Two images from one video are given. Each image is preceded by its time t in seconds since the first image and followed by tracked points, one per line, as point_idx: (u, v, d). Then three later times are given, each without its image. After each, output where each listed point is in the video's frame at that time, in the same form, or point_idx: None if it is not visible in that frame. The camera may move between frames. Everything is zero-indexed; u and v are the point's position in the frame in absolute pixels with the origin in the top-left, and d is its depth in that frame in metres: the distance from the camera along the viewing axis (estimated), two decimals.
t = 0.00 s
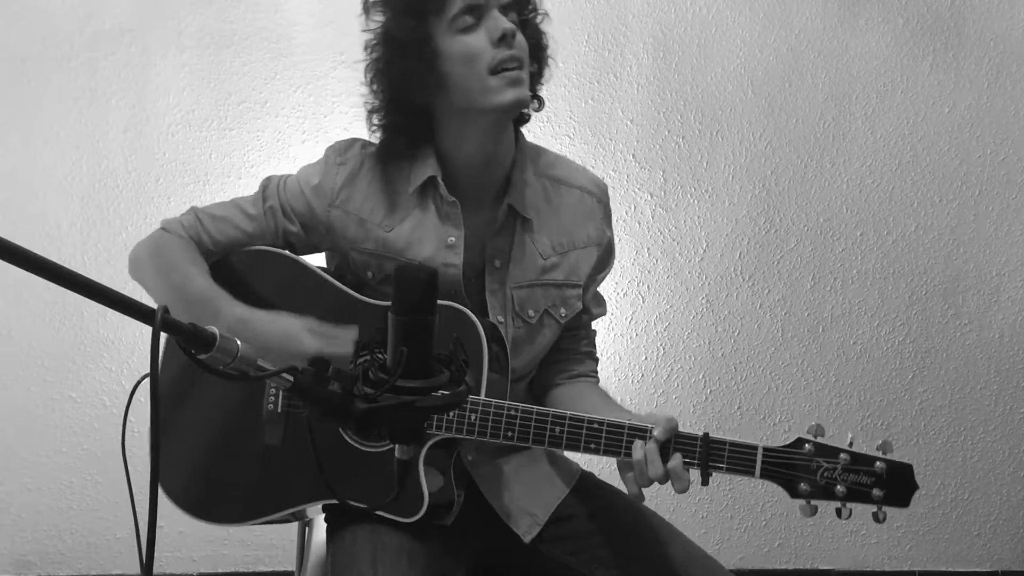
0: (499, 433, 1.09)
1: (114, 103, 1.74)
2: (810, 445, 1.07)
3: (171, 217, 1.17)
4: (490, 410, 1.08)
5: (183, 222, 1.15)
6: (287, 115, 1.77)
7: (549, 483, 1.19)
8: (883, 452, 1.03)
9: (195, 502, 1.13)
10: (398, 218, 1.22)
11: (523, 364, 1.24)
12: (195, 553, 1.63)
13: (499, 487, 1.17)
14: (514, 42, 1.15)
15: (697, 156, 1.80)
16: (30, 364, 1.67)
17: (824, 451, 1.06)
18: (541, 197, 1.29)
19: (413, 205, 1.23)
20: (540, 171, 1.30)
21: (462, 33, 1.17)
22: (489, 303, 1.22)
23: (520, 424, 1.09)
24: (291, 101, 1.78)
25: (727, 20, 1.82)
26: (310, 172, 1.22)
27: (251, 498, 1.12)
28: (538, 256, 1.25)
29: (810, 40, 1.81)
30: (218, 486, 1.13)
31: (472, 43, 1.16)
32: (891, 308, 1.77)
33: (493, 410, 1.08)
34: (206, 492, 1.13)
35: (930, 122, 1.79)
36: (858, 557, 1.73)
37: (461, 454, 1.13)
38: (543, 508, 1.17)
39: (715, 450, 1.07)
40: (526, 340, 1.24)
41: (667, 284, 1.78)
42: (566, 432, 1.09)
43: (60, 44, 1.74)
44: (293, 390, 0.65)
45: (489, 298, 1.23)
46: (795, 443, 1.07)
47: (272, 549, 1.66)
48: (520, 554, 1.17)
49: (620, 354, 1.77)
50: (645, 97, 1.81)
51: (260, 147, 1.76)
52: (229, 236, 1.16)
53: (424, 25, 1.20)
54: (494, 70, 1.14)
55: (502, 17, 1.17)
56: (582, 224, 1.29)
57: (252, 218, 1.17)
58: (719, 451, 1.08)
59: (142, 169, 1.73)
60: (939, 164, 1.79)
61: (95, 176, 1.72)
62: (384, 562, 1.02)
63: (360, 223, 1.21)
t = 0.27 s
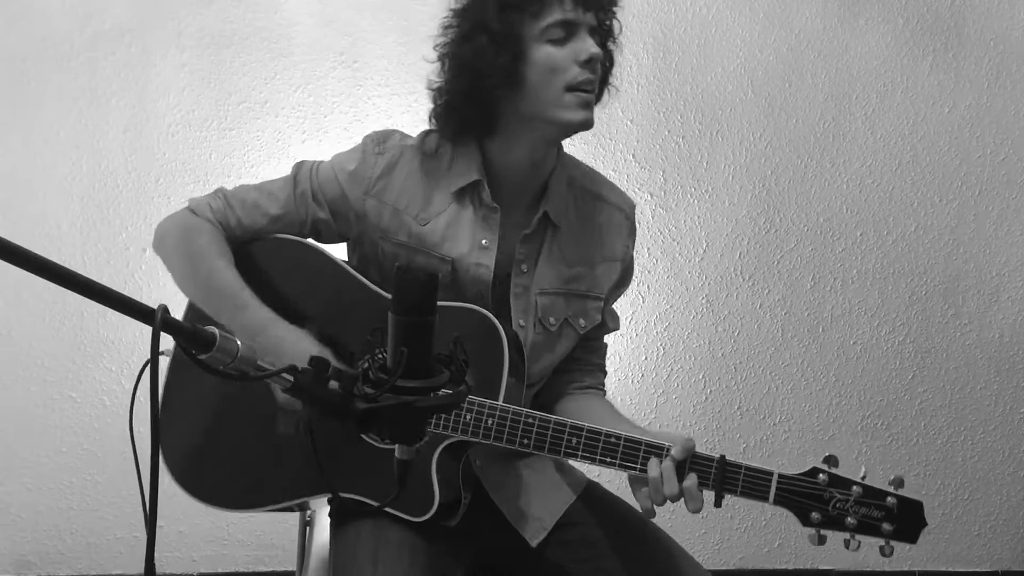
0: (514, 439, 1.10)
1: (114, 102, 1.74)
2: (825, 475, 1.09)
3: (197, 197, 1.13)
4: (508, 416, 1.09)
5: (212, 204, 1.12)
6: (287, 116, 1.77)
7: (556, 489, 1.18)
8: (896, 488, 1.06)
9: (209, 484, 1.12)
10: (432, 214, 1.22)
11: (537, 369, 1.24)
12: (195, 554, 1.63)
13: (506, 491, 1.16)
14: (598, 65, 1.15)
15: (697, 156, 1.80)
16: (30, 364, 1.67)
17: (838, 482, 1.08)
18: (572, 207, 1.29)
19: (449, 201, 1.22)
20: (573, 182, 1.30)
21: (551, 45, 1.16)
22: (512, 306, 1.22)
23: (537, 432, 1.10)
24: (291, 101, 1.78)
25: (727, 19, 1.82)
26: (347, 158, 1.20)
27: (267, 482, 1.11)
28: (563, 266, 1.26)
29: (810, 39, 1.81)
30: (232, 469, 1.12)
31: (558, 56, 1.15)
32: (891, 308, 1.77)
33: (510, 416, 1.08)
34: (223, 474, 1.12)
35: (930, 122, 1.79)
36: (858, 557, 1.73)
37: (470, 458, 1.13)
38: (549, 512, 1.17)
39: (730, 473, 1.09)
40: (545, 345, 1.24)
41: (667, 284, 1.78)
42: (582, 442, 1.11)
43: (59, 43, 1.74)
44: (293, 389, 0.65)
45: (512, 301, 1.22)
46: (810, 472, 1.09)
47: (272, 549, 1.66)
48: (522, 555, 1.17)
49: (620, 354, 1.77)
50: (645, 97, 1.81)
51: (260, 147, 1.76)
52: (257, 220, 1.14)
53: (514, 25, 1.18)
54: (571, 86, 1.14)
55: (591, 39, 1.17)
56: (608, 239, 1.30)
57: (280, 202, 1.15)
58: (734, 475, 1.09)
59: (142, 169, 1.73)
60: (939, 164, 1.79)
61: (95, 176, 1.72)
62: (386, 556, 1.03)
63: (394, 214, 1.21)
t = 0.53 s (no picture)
0: (530, 443, 1.09)
1: (114, 102, 1.74)
2: (839, 491, 1.09)
3: (208, 184, 1.10)
4: (526, 421, 1.08)
5: (224, 193, 1.09)
6: (287, 115, 1.77)
7: (560, 490, 1.19)
8: (909, 505, 1.06)
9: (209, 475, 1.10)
10: (452, 213, 1.20)
11: (547, 369, 1.24)
12: (195, 554, 1.63)
13: (511, 491, 1.16)
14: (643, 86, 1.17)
15: (697, 156, 1.80)
16: (30, 364, 1.67)
17: (851, 498, 1.09)
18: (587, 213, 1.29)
19: (470, 200, 1.20)
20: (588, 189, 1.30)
21: (603, 58, 1.17)
22: (526, 308, 1.21)
23: (553, 438, 1.09)
24: (291, 101, 1.78)
25: (727, 19, 1.82)
26: (367, 153, 1.18)
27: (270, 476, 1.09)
28: (576, 270, 1.25)
29: (809, 39, 1.81)
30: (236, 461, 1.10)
31: (606, 70, 1.16)
32: (891, 308, 1.77)
33: (527, 421, 1.08)
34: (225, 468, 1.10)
35: (930, 122, 1.79)
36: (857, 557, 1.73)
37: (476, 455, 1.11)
38: (554, 514, 1.18)
39: (746, 487, 1.09)
40: (556, 348, 1.24)
41: (667, 284, 1.78)
42: (598, 451, 1.10)
43: (59, 43, 1.74)
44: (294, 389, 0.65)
45: (526, 302, 1.22)
46: (824, 487, 1.09)
47: (272, 550, 1.66)
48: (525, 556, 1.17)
49: (620, 354, 1.77)
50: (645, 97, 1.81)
51: (260, 147, 1.76)
52: (271, 213, 1.11)
53: (572, 32, 1.18)
54: (616, 100, 1.16)
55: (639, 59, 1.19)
56: (620, 246, 1.30)
57: (298, 197, 1.12)
58: (749, 487, 1.09)
59: (142, 169, 1.73)
60: (939, 164, 1.79)
61: (95, 175, 1.72)
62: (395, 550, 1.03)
63: (411, 211, 1.18)
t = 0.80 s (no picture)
0: (532, 446, 1.09)
1: (114, 102, 1.74)
2: (838, 485, 1.08)
3: (193, 194, 1.09)
4: (526, 424, 1.08)
5: (211, 202, 1.08)
6: (287, 115, 1.77)
7: (559, 489, 1.19)
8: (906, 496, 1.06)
9: (181, 466, 1.09)
10: (440, 218, 1.19)
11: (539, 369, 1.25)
12: (195, 554, 1.63)
13: (511, 492, 1.16)
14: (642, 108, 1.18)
15: (697, 156, 1.80)
16: (30, 364, 1.66)
17: (850, 491, 1.08)
18: (573, 212, 1.29)
19: (457, 204, 1.20)
20: (574, 186, 1.29)
21: (609, 78, 1.17)
22: (518, 310, 1.21)
23: (554, 440, 1.09)
24: (291, 101, 1.78)
25: (727, 19, 1.82)
26: (351, 157, 1.16)
27: (246, 472, 1.09)
28: (565, 269, 1.26)
29: (809, 39, 1.81)
30: (211, 456, 1.09)
31: (608, 92, 1.17)
32: (891, 308, 1.77)
33: (527, 425, 1.07)
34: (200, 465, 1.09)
35: (930, 122, 1.79)
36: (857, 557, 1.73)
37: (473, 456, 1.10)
38: (553, 513, 1.17)
39: (747, 484, 1.08)
40: (548, 348, 1.25)
41: (667, 284, 1.78)
42: (600, 453, 1.09)
43: (60, 43, 1.74)
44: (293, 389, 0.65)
45: (518, 306, 1.22)
46: (824, 482, 1.08)
47: (272, 550, 1.66)
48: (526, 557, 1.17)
49: (620, 354, 1.77)
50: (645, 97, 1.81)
51: (260, 147, 1.76)
52: (260, 220, 1.10)
53: (584, 50, 1.15)
54: (614, 123, 1.17)
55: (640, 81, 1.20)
56: (607, 244, 1.31)
57: (284, 203, 1.10)
58: (750, 484, 1.08)
59: (142, 169, 1.73)
60: (939, 164, 1.79)
61: (95, 175, 1.72)
62: (396, 558, 1.03)
63: (399, 216, 1.17)
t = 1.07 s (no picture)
0: (516, 438, 1.10)
1: (114, 102, 1.74)
2: (825, 438, 1.07)
3: (154, 228, 1.12)
4: (508, 417, 1.09)
5: (170, 233, 1.11)
6: (287, 115, 1.77)
7: (554, 486, 1.19)
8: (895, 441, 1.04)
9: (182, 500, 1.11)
10: (403, 223, 1.20)
11: (524, 365, 1.25)
12: (195, 554, 1.63)
13: (505, 490, 1.16)
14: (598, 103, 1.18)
15: (697, 156, 1.80)
16: (30, 364, 1.67)
17: (838, 444, 1.07)
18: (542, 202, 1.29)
19: (418, 210, 1.20)
20: (539, 175, 1.30)
21: (564, 76, 1.16)
22: (495, 309, 1.21)
23: (537, 430, 1.10)
24: (291, 101, 1.78)
25: (727, 19, 1.82)
26: (307, 171, 1.18)
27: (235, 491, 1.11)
28: (540, 260, 1.26)
29: (809, 39, 1.81)
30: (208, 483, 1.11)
31: (563, 88, 1.16)
32: (891, 308, 1.77)
33: (510, 416, 1.09)
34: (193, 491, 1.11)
35: (930, 123, 1.79)
36: (857, 557, 1.73)
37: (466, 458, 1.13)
38: (549, 510, 1.17)
39: (734, 449, 1.08)
40: (529, 342, 1.24)
41: (667, 284, 1.78)
42: (584, 436, 1.10)
43: (61, 43, 1.74)
44: (293, 390, 0.64)
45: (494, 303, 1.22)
46: (811, 437, 1.08)
47: (271, 550, 1.66)
48: (526, 556, 1.17)
49: (620, 354, 1.77)
50: (645, 97, 1.81)
51: (260, 147, 1.76)
52: (219, 244, 1.11)
53: (538, 48, 1.14)
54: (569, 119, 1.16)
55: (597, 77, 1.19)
56: (580, 228, 1.31)
57: (241, 225, 1.12)
58: (737, 450, 1.08)
59: (142, 169, 1.73)
60: (939, 164, 1.79)
61: (95, 175, 1.72)
62: (394, 563, 1.02)
63: (360, 227, 1.18)
